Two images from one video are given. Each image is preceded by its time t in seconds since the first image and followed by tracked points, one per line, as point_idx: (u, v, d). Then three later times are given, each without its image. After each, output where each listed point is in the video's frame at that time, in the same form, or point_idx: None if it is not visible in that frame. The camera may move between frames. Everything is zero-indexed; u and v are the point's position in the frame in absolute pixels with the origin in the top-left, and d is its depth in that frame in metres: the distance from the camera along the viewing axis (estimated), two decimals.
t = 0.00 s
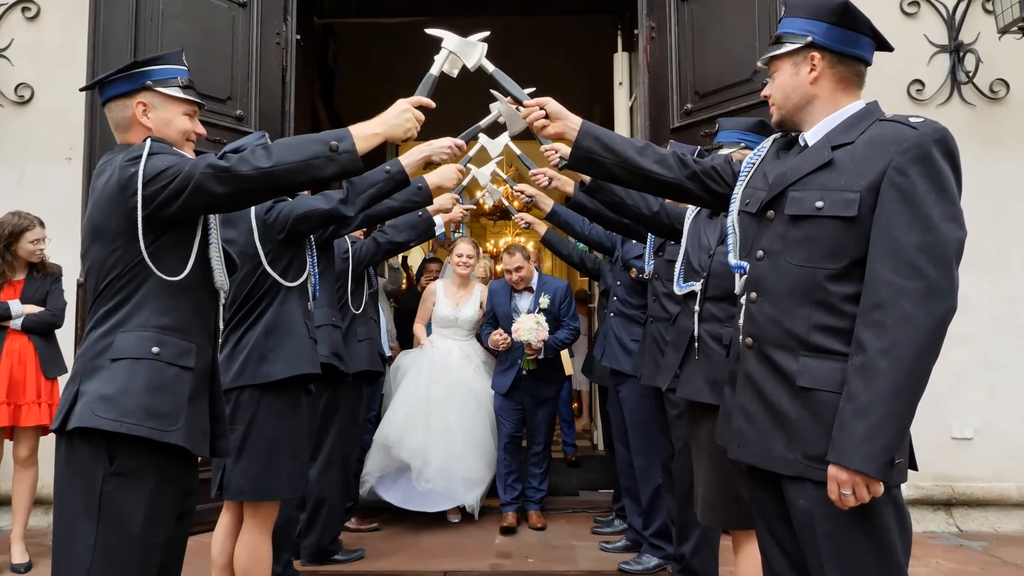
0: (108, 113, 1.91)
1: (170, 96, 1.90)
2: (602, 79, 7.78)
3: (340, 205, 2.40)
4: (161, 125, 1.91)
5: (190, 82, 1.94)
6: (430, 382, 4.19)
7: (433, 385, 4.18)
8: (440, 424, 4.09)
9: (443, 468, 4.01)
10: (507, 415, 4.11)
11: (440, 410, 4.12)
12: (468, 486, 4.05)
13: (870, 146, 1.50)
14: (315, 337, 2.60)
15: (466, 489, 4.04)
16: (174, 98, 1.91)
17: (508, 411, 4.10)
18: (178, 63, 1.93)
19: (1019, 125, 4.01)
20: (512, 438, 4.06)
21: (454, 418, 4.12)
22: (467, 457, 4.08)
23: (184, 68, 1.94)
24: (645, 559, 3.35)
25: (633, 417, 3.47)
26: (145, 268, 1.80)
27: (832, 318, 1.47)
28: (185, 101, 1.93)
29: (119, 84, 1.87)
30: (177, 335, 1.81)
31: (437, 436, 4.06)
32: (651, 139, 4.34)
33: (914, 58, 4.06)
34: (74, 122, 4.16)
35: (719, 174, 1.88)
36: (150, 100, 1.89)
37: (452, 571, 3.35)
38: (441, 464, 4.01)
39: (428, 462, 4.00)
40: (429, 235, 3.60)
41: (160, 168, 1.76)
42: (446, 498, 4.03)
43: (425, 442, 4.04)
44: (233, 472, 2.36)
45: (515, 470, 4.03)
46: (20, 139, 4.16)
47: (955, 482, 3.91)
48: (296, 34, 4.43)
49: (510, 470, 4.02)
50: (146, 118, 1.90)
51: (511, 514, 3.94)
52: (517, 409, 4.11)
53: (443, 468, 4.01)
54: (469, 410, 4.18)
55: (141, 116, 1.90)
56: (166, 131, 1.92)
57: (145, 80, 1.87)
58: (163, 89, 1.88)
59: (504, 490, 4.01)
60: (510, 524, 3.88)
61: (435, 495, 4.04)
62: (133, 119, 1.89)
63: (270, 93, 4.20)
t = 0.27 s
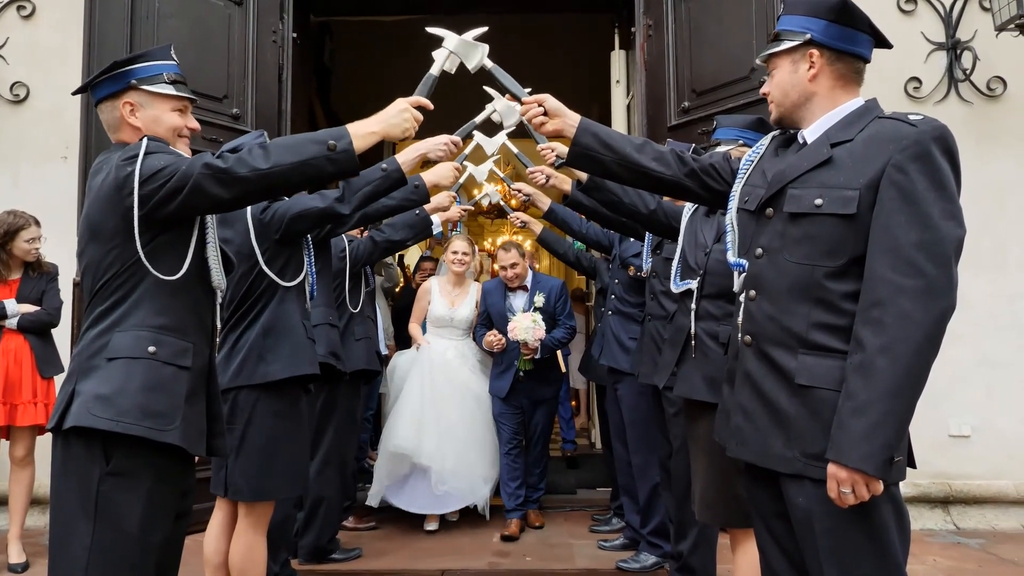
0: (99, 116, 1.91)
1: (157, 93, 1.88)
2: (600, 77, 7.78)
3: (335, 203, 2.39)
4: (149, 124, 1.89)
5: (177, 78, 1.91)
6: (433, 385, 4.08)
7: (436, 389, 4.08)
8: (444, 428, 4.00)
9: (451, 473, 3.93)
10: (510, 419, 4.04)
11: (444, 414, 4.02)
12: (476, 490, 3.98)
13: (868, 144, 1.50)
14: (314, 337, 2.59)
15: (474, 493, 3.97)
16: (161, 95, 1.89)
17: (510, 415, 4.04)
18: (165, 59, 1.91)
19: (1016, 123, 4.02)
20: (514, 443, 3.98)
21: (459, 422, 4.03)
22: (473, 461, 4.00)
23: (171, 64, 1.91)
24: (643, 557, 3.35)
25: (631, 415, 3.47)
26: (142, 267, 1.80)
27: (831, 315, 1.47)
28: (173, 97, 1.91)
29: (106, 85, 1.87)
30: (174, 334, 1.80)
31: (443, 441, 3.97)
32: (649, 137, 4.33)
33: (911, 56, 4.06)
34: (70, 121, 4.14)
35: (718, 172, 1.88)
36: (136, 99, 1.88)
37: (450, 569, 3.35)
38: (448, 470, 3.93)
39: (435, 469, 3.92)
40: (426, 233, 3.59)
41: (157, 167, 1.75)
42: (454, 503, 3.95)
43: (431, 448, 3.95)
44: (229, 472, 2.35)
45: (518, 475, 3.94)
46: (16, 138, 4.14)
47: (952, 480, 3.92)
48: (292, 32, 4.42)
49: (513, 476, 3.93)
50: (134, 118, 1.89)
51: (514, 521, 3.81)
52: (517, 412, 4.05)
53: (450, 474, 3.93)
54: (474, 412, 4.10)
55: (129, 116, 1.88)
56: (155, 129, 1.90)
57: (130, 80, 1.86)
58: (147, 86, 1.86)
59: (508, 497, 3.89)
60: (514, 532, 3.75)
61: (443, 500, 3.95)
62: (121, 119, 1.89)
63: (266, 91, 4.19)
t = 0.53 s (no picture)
0: (93, 115, 1.90)
1: (150, 92, 1.87)
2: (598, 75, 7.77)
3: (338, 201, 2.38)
4: (143, 123, 1.89)
5: (170, 75, 1.89)
6: (429, 387, 4.03)
7: (431, 391, 4.02)
8: (442, 429, 3.93)
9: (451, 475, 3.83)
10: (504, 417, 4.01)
11: (441, 416, 3.96)
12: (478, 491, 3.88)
13: (869, 141, 1.49)
14: (314, 335, 2.59)
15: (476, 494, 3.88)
16: (153, 93, 1.88)
17: (505, 413, 4.01)
18: (157, 56, 1.89)
19: (1015, 120, 4.01)
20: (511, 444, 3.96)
21: (456, 423, 3.97)
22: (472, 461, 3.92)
23: (164, 61, 1.89)
24: (642, 555, 3.35)
25: (631, 413, 3.47)
26: (140, 264, 1.79)
27: (831, 313, 1.46)
28: (166, 95, 1.90)
29: (98, 84, 1.86)
30: (172, 331, 1.79)
31: (440, 443, 3.90)
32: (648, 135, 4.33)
33: (911, 53, 4.06)
34: (68, 119, 4.13)
35: (718, 169, 1.87)
36: (129, 98, 1.87)
37: (450, 567, 3.35)
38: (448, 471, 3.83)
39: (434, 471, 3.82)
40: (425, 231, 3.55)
41: (152, 163, 1.74)
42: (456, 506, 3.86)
43: (429, 450, 3.87)
44: (229, 470, 2.35)
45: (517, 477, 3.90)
46: (13, 136, 4.13)
47: (952, 477, 3.92)
48: (291, 30, 4.41)
49: (512, 477, 3.90)
50: (127, 117, 1.88)
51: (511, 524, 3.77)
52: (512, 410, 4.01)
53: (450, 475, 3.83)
54: (470, 413, 4.04)
55: (123, 116, 1.88)
56: (149, 128, 1.90)
57: (122, 79, 1.85)
58: (140, 86, 1.85)
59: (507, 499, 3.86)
60: (513, 534, 3.72)
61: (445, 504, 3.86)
62: (115, 119, 1.88)
63: (265, 89, 4.18)
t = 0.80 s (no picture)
0: (91, 114, 1.90)
1: (146, 89, 1.87)
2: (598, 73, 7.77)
3: (339, 199, 2.36)
4: (141, 120, 1.89)
5: (166, 72, 1.89)
6: (428, 387, 4.01)
7: (430, 392, 4.00)
8: (440, 430, 3.90)
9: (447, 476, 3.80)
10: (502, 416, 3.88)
11: (439, 417, 3.93)
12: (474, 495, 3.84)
13: (870, 139, 1.49)
14: (314, 333, 2.59)
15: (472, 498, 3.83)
16: (150, 90, 1.88)
17: (504, 412, 3.88)
18: (153, 53, 1.89)
19: (1016, 118, 4.01)
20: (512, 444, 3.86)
21: (455, 425, 3.94)
22: (470, 463, 3.88)
23: (160, 58, 1.89)
24: (642, 553, 3.36)
25: (631, 412, 3.47)
26: (139, 262, 1.79)
27: (831, 311, 1.46)
28: (164, 92, 1.90)
29: (94, 83, 1.86)
30: (172, 329, 1.79)
31: (438, 443, 3.86)
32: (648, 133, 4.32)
33: (912, 51, 4.05)
34: (68, 118, 4.13)
35: (718, 166, 1.87)
36: (126, 96, 1.87)
37: (450, 565, 3.36)
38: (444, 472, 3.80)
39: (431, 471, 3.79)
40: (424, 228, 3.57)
41: (151, 160, 1.74)
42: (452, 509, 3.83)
43: (426, 449, 3.83)
44: (229, 469, 2.35)
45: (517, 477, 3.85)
46: (13, 134, 4.12)
47: (952, 475, 3.92)
48: (290, 28, 4.40)
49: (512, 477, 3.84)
50: (125, 115, 1.88)
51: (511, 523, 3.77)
52: (512, 408, 3.87)
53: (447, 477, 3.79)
54: (469, 416, 4.01)
55: (120, 113, 1.88)
56: (147, 126, 1.90)
57: (118, 76, 1.84)
58: (136, 83, 1.85)
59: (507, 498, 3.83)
60: (513, 532, 3.72)
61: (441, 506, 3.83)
62: (112, 117, 1.88)
63: (265, 87, 4.18)
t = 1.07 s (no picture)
0: (91, 111, 1.90)
1: (147, 85, 1.86)
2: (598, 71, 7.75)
3: (339, 198, 2.34)
4: (142, 117, 1.88)
5: (167, 68, 1.89)
6: (429, 388, 3.92)
7: (431, 392, 3.91)
8: (440, 430, 3.81)
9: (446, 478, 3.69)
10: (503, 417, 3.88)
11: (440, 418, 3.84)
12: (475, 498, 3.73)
13: (869, 136, 1.48)
14: (315, 331, 2.59)
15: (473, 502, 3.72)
16: (151, 87, 1.87)
17: (505, 413, 3.87)
18: (153, 49, 1.88)
19: (1017, 116, 4.00)
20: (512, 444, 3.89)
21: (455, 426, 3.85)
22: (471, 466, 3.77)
23: (159, 54, 1.89)
24: (643, 551, 3.36)
25: (632, 410, 3.46)
26: (138, 260, 1.78)
27: (832, 309, 1.46)
28: (165, 89, 1.89)
29: (95, 79, 1.85)
30: (171, 327, 1.79)
31: (438, 444, 3.76)
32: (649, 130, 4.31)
33: (913, 48, 4.04)
34: (68, 115, 4.13)
35: (716, 163, 1.86)
36: (127, 93, 1.86)
37: (451, 563, 3.36)
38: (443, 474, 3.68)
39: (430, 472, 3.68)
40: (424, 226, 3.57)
41: (150, 158, 1.73)
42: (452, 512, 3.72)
43: (426, 450, 3.73)
44: (228, 467, 2.35)
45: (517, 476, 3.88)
46: (12, 132, 4.12)
47: (953, 473, 3.92)
48: (290, 26, 4.40)
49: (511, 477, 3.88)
50: (125, 111, 1.87)
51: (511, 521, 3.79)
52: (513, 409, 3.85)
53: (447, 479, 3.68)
54: (470, 418, 3.92)
55: (121, 110, 1.87)
56: (148, 122, 1.89)
57: (119, 73, 1.84)
58: (137, 79, 1.84)
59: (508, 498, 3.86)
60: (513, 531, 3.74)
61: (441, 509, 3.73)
62: (113, 113, 1.87)
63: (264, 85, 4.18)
